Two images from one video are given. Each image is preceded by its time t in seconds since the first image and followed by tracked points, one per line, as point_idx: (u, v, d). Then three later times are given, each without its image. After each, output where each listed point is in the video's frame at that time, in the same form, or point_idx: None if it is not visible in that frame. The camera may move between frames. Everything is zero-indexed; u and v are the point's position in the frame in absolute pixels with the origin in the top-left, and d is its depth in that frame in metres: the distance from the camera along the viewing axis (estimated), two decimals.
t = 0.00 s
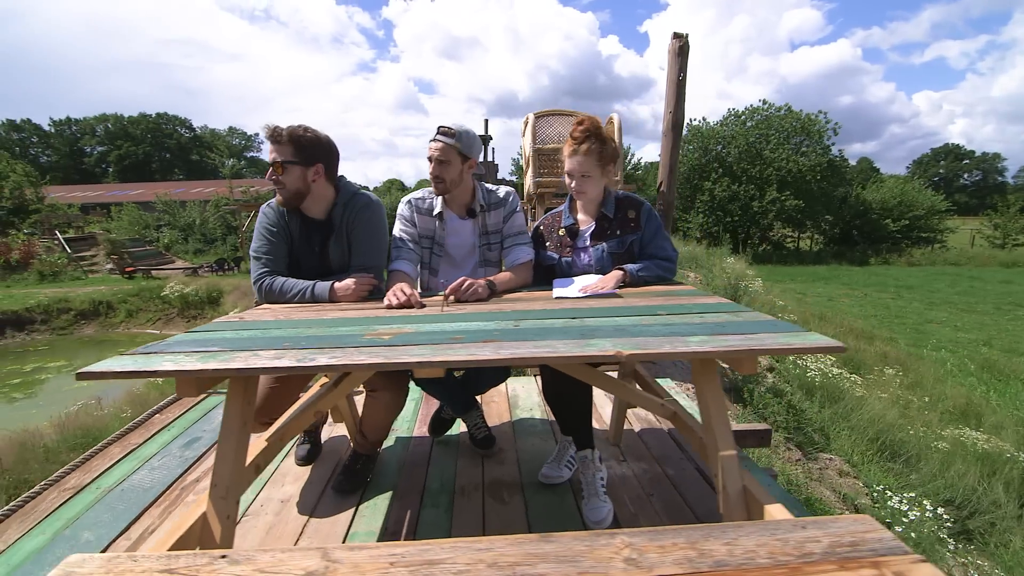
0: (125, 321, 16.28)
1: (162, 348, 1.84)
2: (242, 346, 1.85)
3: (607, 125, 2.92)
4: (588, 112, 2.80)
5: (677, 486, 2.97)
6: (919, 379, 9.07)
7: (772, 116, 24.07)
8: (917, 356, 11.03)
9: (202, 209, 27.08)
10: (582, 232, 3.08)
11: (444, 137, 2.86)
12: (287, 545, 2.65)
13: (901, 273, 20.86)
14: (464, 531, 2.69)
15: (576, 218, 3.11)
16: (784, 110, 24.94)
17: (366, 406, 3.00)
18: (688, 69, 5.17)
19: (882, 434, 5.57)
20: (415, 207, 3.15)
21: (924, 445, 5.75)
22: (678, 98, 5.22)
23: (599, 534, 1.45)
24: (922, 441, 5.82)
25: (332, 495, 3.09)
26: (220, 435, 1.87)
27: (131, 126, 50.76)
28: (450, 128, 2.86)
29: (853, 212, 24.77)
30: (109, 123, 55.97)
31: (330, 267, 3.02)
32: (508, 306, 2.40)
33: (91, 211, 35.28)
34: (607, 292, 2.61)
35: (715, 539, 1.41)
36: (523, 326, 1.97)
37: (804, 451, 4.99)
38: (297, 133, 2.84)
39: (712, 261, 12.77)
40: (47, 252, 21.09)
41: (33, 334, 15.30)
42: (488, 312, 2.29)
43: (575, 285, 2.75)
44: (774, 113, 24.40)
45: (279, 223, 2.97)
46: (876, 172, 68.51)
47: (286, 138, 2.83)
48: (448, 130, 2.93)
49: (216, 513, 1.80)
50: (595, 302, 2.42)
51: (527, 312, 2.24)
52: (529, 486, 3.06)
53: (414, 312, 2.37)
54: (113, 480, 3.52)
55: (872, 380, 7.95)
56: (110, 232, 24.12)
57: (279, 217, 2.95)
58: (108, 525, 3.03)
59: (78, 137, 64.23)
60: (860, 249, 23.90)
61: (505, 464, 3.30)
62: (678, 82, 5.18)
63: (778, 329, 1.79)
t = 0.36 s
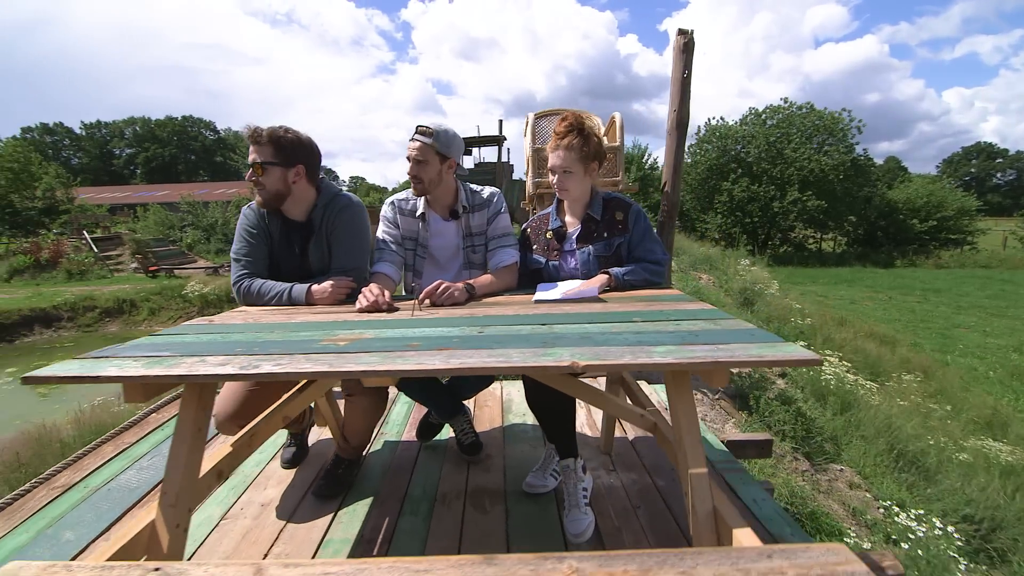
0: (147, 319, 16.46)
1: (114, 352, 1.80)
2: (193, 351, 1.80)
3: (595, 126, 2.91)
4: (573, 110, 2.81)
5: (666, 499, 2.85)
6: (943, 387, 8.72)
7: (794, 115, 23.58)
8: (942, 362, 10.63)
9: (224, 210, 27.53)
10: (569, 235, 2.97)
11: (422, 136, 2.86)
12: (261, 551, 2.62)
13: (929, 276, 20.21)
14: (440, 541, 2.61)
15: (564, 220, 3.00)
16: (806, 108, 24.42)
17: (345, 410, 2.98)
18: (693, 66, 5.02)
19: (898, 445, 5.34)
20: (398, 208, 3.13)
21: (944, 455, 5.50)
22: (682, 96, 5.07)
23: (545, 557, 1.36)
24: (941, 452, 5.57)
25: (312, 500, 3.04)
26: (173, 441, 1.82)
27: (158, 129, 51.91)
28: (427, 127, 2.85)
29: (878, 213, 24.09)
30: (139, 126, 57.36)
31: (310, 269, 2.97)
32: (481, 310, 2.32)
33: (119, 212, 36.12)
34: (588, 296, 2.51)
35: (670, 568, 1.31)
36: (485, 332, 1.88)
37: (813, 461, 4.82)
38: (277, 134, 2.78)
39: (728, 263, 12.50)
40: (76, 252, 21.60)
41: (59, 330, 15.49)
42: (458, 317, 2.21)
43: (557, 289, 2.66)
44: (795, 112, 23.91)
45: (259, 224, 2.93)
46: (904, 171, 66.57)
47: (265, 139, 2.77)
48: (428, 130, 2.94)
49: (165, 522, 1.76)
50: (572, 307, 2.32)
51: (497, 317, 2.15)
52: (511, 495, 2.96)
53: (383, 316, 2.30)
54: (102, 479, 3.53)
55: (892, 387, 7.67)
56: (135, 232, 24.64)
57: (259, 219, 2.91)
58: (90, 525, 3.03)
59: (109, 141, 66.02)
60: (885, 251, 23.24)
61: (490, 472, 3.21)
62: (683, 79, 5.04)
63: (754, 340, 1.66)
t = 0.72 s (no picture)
0: (190, 312, 16.76)
1: (93, 360, 1.69)
2: (171, 361, 1.68)
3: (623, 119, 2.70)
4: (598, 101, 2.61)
5: (692, 528, 2.61)
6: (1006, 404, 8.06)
7: (842, 112, 22.55)
8: (1005, 377, 9.87)
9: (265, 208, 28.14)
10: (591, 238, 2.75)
11: (431, 134, 2.92)
12: (260, 564, 2.50)
13: (989, 283, 18.97)
14: (444, 564, 2.44)
15: (585, 222, 2.80)
16: (856, 104, 23.31)
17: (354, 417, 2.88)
18: (732, 58, 4.71)
19: (955, 469, 4.89)
20: (411, 208, 3.23)
21: (1010, 482, 5.00)
22: (719, 90, 4.77)
23: None
24: (1006, 478, 5.08)
25: (317, 509, 2.92)
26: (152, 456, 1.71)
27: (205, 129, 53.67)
28: (435, 125, 2.91)
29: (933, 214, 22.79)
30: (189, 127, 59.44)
31: (318, 271, 2.85)
32: (489, 320, 2.14)
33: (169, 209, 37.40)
34: (608, 306, 2.29)
35: None
36: (486, 347, 1.70)
37: (859, 485, 4.47)
38: (285, 131, 2.64)
39: (769, 266, 11.97)
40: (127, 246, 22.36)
41: (110, 321, 15.59)
42: (461, 327, 2.04)
43: (574, 298, 2.45)
44: (844, 108, 22.87)
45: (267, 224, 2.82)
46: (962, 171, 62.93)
47: (273, 137, 2.63)
48: (438, 127, 2.99)
49: (139, 543, 1.65)
50: (588, 318, 2.12)
51: (504, 329, 1.97)
52: (524, 515, 2.78)
53: (384, 324, 2.14)
54: (116, 477, 3.50)
55: (949, 403, 7.11)
56: (182, 228, 25.38)
57: (267, 219, 2.80)
58: (98, 525, 2.98)
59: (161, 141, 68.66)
60: (940, 255, 21.95)
61: (504, 487, 3.04)
62: (720, 73, 4.73)
63: (793, 367, 1.42)
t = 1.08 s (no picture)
0: (237, 308, 17.08)
1: (78, 378, 1.51)
2: (159, 380, 1.48)
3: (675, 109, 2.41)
4: (647, 88, 2.33)
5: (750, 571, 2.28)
6: None
7: (903, 104, 21.24)
8: None
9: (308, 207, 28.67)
10: (639, 241, 2.46)
11: (465, 124, 2.73)
12: None
13: None
14: None
15: (633, 223, 2.49)
16: (918, 96, 21.93)
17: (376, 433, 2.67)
18: (792, 42, 4.31)
19: None
20: (439, 208, 3.03)
21: None
22: (778, 77, 4.36)
23: None
24: None
25: (336, 529, 2.72)
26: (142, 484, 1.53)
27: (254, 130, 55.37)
28: (469, 114, 2.73)
29: (1004, 213, 21.22)
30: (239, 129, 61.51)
31: (339, 275, 2.65)
32: (521, 334, 1.87)
33: (219, 208, 38.59)
34: (657, 319, 2.00)
35: None
36: (515, 372, 1.44)
37: (935, 517, 4.00)
38: (309, 124, 2.43)
39: (824, 268, 11.28)
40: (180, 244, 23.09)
41: (163, 315, 16.06)
42: (489, 343, 1.78)
43: (618, 309, 2.17)
44: (904, 100, 21.55)
45: (287, 224, 2.63)
46: None
47: (296, 129, 2.42)
48: (470, 117, 2.79)
49: None
50: (636, 334, 1.82)
51: (537, 347, 1.70)
52: (558, 545, 2.51)
53: (404, 337, 1.91)
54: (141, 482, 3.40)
55: None
56: (231, 226, 26.07)
57: (288, 219, 2.63)
58: (116, 535, 2.87)
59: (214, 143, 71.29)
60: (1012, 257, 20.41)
61: (536, 512, 2.77)
62: (779, 58, 4.33)
63: (906, 413, 1.11)
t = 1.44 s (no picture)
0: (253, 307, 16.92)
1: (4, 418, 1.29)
2: (92, 423, 1.25)
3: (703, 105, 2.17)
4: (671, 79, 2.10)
5: None
6: None
7: (929, 102, 20.55)
8: None
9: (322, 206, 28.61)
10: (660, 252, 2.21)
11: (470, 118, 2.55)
12: None
13: None
14: None
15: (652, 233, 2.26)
16: (945, 92, 21.20)
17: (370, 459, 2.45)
18: (824, 33, 4.00)
19: None
20: (440, 213, 2.79)
21: None
22: (808, 71, 4.06)
23: None
24: None
25: (324, 562, 2.49)
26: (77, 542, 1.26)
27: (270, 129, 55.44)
28: (475, 106, 2.56)
29: None
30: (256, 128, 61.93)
31: (329, 287, 2.42)
32: (524, 362, 1.62)
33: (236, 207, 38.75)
34: (681, 343, 1.76)
35: None
36: (511, 418, 1.19)
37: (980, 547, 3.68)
38: (294, 122, 2.21)
39: (848, 271, 10.85)
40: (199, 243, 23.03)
41: (179, 314, 15.95)
42: (485, 374, 1.53)
43: (635, 331, 1.92)
44: (931, 96, 20.85)
45: (273, 231, 2.40)
46: None
47: (280, 128, 2.19)
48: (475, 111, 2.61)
49: None
50: (658, 364, 1.56)
51: (541, 382, 1.44)
52: None
53: (389, 364, 1.67)
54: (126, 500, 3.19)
55: None
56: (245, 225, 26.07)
57: (274, 225, 2.40)
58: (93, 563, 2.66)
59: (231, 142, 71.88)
60: None
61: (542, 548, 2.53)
62: (810, 50, 4.02)
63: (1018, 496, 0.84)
